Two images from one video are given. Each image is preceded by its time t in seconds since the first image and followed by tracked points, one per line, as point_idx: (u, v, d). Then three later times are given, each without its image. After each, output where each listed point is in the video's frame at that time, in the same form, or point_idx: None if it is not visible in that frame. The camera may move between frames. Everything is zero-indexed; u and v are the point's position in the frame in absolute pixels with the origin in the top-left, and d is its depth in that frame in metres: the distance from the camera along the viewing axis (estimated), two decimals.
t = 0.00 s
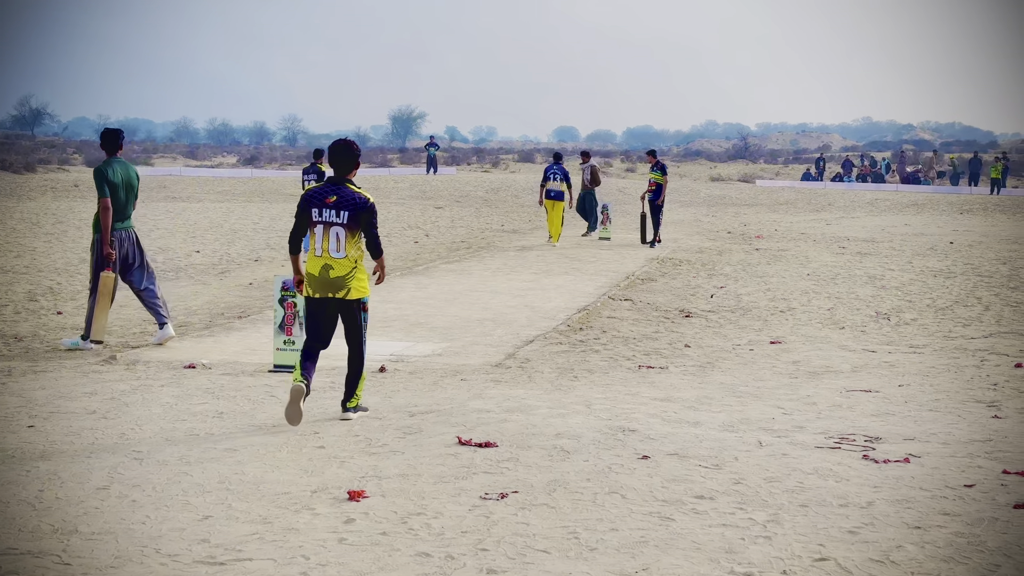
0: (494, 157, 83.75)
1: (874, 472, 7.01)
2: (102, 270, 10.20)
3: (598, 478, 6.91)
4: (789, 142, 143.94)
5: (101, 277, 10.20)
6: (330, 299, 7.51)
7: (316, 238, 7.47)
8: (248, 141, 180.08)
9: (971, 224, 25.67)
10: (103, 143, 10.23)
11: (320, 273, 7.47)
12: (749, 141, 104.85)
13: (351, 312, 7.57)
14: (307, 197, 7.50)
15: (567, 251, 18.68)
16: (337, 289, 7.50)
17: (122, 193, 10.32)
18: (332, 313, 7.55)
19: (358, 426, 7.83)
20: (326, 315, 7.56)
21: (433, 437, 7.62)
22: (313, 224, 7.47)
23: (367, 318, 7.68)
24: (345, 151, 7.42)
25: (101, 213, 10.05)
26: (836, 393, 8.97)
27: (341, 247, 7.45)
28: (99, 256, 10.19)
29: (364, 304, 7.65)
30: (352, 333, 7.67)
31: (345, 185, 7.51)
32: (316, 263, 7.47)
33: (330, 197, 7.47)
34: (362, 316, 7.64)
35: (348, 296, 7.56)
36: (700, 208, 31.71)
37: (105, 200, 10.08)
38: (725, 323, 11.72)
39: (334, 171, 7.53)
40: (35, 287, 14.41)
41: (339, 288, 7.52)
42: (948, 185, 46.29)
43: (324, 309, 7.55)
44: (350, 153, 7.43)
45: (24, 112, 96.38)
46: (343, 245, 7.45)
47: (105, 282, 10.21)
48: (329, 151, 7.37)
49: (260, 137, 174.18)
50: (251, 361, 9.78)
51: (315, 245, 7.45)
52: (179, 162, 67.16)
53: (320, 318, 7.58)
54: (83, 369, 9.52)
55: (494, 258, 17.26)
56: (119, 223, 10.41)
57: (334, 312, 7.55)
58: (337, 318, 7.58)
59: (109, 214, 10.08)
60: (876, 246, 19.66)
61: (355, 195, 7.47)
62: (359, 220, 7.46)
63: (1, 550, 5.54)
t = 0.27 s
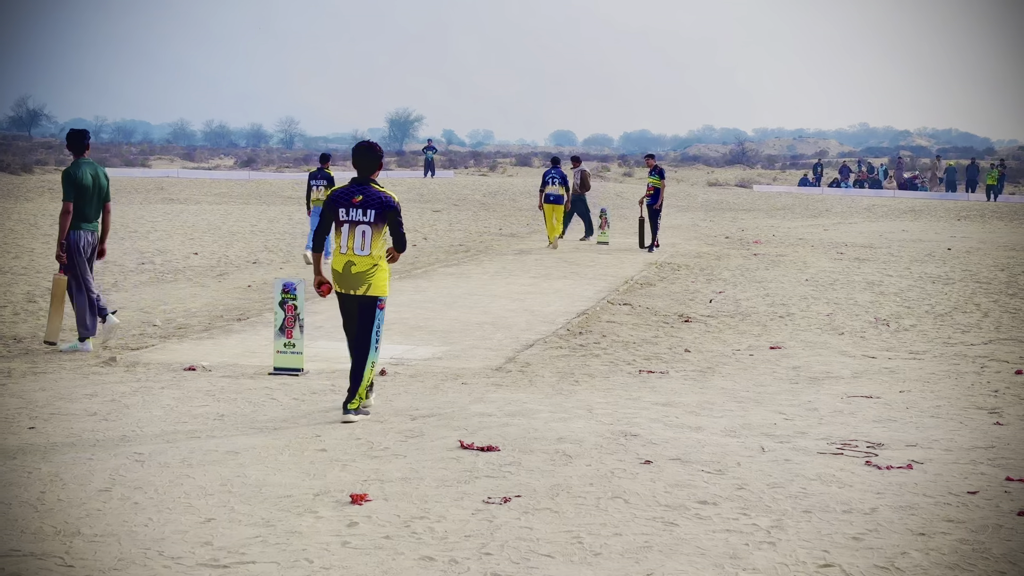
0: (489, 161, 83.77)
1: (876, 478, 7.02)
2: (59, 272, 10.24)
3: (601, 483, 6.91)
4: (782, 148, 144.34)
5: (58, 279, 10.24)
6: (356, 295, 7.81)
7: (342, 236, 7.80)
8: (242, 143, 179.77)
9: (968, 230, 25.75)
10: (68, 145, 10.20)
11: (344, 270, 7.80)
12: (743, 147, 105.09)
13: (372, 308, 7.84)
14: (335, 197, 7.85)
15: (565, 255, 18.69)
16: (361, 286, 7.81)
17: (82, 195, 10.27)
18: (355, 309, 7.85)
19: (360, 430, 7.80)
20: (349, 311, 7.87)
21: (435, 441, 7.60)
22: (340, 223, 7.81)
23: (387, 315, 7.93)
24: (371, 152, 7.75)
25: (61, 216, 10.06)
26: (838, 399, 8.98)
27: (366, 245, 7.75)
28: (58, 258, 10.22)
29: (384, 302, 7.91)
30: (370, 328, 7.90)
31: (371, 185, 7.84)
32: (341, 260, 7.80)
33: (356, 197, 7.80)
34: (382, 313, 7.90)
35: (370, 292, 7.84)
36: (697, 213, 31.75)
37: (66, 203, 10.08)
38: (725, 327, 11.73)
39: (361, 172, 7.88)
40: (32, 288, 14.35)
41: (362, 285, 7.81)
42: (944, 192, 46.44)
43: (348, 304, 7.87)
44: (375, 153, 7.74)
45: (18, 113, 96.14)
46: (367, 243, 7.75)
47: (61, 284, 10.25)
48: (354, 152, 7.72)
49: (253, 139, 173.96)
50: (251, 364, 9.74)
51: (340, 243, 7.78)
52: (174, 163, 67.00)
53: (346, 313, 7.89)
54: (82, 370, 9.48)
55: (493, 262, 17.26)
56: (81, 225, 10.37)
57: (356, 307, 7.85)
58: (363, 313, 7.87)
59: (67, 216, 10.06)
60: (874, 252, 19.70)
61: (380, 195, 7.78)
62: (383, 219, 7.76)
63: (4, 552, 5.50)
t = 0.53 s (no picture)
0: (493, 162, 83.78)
1: (893, 484, 7.01)
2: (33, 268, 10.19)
3: (617, 487, 6.90)
4: (785, 150, 144.39)
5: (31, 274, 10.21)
6: (388, 294, 8.23)
7: (374, 238, 8.25)
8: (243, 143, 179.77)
9: (976, 234, 25.74)
10: (47, 144, 10.11)
11: (378, 270, 8.23)
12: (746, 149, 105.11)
13: (405, 305, 8.26)
14: (365, 202, 8.32)
15: (574, 257, 18.70)
16: (393, 284, 8.22)
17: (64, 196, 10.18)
18: (388, 307, 8.28)
19: (375, 432, 7.79)
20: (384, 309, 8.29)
21: (450, 444, 7.59)
22: (372, 226, 8.26)
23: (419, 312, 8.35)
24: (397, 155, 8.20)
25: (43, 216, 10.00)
26: (851, 404, 8.98)
27: (397, 245, 8.18)
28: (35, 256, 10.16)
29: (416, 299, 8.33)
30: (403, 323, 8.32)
31: (399, 188, 8.29)
32: (374, 261, 8.23)
33: (386, 200, 8.27)
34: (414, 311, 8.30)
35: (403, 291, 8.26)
36: (704, 216, 31.74)
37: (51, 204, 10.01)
38: (736, 331, 11.73)
39: (390, 176, 8.35)
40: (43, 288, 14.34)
41: (395, 284, 8.23)
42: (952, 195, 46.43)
43: (382, 303, 8.30)
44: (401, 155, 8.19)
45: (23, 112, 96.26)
46: (398, 243, 8.18)
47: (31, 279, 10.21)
48: (381, 156, 8.19)
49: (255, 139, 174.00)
50: (263, 366, 9.72)
51: (373, 244, 8.22)
52: (180, 163, 67.01)
53: (380, 312, 8.32)
54: (94, 371, 9.46)
55: (502, 264, 17.25)
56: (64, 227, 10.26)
57: (390, 305, 8.28)
58: (395, 311, 8.29)
59: (51, 218, 9.97)
60: (883, 256, 19.70)
61: (408, 197, 8.23)
62: (412, 219, 8.21)
63: (22, 554, 5.48)
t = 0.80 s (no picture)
0: (507, 162, 83.77)
1: (924, 487, 6.96)
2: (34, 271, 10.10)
3: (646, 489, 6.86)
4: (800, 151, 143.88)
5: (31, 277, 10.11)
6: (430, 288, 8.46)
7: (416, 234, 8.43)
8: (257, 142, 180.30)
9: (999, 235, 25.56)
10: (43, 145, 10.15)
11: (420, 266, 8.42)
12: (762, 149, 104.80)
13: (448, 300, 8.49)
14: (407, 197, 8.48)
15: (595, 257, 18.67)
16: (436, 279, 8.44)
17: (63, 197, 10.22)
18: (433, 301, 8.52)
19: (402, 433, 7.78)
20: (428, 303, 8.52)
21: (478, 444, 7.57)
22: (414, 221, 8.44)
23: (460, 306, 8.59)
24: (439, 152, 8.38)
25: (47, 216, 9.96)
26: (879, 406, 8.92)
27: (439, 241, 8.39)
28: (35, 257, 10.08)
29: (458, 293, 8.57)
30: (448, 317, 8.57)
31: (441, 184, 8.48)
32: (416, 257, 8.42)
33: (428, 196, 8.44)
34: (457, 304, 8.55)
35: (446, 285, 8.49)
36: (723, 217, 31.63)
37: (53, 204, 9.96)
38: (760, 332, 11.67)
39: (430, 173, 8.52)
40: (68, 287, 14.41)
41: (437, 279, 8.44)
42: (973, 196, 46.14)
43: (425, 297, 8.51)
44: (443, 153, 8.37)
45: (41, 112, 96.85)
46: (440, 239, 8.39)
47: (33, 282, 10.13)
48: (424, 153, 8.36)
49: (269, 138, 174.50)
50: (288, 365, 9.72)
51: (416, 240, 8.41)
52: (197, 162, 67.28)
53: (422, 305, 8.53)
54: (120, 370, 9.48)
55: (523, 264, 17.24)
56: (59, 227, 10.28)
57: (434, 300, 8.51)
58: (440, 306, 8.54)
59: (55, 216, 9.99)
60: (905, 257, 19.58)
61: (449, 193, 8.42)
62: (453, 216, 8.41)
63: (53, 552, 5.47)
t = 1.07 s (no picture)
0: (535, 160, 83.69)
1: (967, 489, 6.87)
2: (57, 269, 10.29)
3: (686, 489, 6.81)
4: (829, 149, 142.66)
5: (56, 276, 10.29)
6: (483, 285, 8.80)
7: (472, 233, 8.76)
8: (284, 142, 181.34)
9: None
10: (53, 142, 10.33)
11: (476, 264, 8.76)
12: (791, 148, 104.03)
13: (501, 297, 8.84)
14: (462, 197, 8.80)
15: (628, 256, 18.60)
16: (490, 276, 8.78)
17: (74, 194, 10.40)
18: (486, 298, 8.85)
19: (440, 432, 7.78)
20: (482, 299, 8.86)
21: (516, 444, 7.55)
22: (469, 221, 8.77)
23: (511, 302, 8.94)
24: (494, 154, 8.71)
25: (60, 212, 10.14)
26: (918, 407, 8.82)
27: (494, 239, 8.73)
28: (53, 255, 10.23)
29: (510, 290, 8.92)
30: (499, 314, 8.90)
31: (495, 184, 8.81)
32: (471, 254, 8.76)
33: (482, 195, 8.77)
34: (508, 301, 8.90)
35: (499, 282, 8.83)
36: (756, 216, 31.40)
37: (65, 199, 10.15)
38: (796, 332, 11.58)
39: (484, 173, 8.85)
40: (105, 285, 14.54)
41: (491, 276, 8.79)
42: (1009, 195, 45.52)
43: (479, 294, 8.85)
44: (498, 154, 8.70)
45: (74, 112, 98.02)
46: (495, 238, 8.73)
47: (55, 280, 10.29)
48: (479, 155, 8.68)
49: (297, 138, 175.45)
50: (324, 364, 9.75)
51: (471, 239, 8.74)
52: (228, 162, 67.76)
53: (475, 302, 8.86)
54: (158, 368, 9.55)
55: (556, 263, 17.20)
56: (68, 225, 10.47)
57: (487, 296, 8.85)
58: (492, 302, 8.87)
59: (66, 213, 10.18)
60: (941, 257, 19.35)
61: (504, 193, 8.76)
62: (507, 215, 8.75)
63: (96, 549, 5.50)
